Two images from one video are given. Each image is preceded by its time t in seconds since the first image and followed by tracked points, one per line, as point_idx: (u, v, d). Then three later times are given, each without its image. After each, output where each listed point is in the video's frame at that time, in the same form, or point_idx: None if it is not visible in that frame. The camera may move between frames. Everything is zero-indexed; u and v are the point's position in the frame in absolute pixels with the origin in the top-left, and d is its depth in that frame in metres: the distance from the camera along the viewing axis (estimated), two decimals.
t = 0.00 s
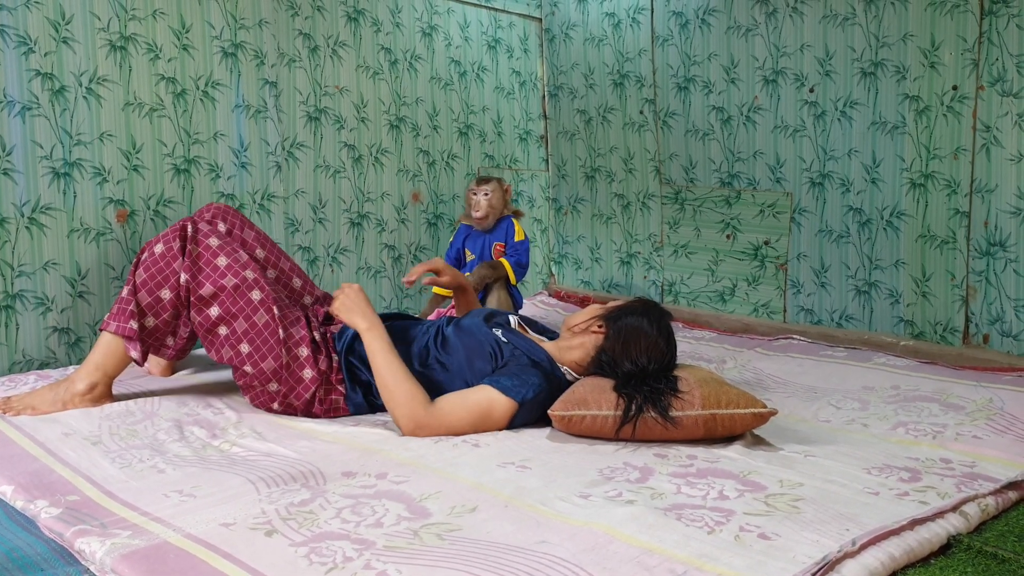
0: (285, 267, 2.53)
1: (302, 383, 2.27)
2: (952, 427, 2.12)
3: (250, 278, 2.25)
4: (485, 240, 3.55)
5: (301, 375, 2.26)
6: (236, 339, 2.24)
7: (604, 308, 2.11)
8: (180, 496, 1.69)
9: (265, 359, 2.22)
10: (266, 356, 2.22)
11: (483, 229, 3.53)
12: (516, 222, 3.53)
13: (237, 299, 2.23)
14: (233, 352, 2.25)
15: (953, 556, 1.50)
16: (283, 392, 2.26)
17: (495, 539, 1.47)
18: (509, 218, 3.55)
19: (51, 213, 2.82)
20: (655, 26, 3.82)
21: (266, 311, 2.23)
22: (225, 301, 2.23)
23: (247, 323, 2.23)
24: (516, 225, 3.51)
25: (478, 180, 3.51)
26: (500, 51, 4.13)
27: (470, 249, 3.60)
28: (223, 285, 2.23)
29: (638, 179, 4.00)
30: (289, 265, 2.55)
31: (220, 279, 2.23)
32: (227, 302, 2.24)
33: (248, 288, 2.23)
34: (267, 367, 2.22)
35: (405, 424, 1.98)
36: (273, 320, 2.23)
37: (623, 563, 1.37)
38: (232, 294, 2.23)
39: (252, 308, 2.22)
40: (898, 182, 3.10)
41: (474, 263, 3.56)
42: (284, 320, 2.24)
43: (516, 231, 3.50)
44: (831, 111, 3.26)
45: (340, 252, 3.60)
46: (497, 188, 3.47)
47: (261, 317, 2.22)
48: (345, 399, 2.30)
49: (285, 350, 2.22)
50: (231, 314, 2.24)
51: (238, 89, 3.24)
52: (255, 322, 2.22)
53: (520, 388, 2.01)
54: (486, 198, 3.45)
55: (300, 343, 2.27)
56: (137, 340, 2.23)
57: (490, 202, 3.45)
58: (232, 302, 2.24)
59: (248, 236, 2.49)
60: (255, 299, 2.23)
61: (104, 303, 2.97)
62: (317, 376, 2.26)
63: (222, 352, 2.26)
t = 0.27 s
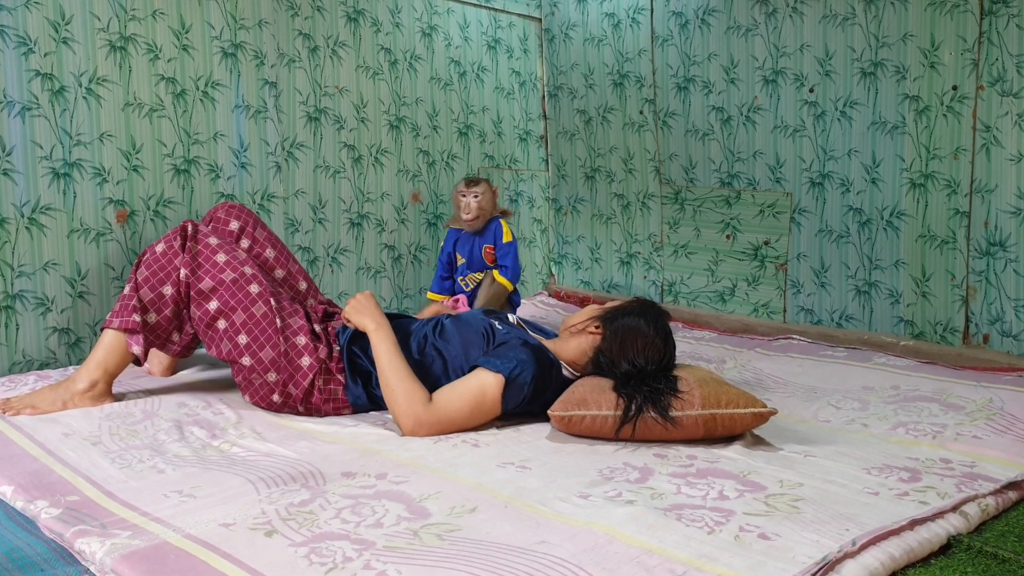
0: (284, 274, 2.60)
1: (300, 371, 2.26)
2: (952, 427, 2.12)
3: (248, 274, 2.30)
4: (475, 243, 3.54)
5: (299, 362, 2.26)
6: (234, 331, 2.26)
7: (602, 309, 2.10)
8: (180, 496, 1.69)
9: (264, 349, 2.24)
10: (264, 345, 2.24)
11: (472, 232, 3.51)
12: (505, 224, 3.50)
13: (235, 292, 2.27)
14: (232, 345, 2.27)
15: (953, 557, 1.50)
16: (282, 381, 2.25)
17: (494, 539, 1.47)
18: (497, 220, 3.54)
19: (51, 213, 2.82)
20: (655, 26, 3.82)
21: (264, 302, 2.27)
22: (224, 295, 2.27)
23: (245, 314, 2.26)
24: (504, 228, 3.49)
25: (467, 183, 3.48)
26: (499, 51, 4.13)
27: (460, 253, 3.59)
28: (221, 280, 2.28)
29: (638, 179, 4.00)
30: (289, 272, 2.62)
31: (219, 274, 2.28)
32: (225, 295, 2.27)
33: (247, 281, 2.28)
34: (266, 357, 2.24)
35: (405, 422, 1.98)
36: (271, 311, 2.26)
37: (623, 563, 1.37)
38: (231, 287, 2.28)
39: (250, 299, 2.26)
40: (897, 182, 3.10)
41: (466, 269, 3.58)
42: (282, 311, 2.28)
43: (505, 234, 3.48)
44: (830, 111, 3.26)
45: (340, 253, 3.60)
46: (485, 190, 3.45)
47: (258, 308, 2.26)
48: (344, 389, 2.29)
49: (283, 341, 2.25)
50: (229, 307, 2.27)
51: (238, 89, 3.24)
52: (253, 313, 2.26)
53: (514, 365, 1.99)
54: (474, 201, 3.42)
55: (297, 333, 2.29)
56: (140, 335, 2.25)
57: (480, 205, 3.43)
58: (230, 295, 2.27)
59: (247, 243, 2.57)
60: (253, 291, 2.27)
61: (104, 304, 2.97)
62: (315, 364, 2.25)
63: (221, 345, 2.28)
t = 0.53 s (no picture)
0: (286, 275, 2.60)
1: (299, 368, 2.26)
2: (952, 428, 2.12)
3: (247, 273, 2.31)
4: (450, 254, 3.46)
5: (298, 359, 2.26)
6: (233, 329, 2.26)
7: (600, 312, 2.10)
8: (179, 497, 1.69)
9: (263, 347, 2.24)
10: (262, 343, 2.24)
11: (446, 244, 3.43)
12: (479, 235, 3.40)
13: (234, 291, 2.28)
14: (231, 343, 2.26)
15: (952, 557, 1.50)
16: (281, 379, 2.25)
17: (494, 540, 1.47)
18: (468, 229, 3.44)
19: (51, 214, 2.82)
20: (655, 26, 3.82)
21: (262, 301, 2.27)
22: (222, 294, 2.28)
23: (244, 313, 2.26)
24: (479, 239, 3.39)
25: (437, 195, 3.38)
26: (499, 51, 4.13)
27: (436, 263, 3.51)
28: (221, 280, 2.29)
29: (638, 180, 4.01)
30: (291, 272, 2.62)
31: (218, 273, 2.29)
32: (224, 295, 2.28)
33: (245, 281, 2.29)
34: (265, 354, 2.24)
35: (404, 423, 1.98)
36: (269, 309, 2.27)
37: (623, 564, 1.37)
38: (230, 287, 2.28)
39: (248, 298, 2.27)
40: (897, 183, 3.10)
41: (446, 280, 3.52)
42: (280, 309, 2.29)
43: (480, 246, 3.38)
44: (830, 112, 3.26)
45: (340, 253, 3.60)
46: (452, 204, 3.35)
47: (257, 307, 2.26)
48: (343, 388, 2.29)
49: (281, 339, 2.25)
50: (228, 306, 2.27)
51: (238, 89, 3.24)
52: (252, 312, 2.26)
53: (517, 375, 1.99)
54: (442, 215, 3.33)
55: (296, 332, 2.29)
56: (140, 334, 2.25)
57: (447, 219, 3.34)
58: (230, 294, 2.28)
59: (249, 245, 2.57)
60: (251, 290, 2.28)
61: (104, 304, 2.98)
62: (313, 361, 2.26)
63: (221, 345, 2.28)
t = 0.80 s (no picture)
0: (285, 275, 2.61)
1: (299, 369, 2.27)
2: (952, 427, 2.12)
3: (247, 274, 2.32)
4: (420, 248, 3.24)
5: (298, 361, 2.27)
6: (233, 330, 2.27)
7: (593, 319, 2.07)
8: (180, 496, 1.70)
9: (263, 348, 2.25)
10: (263, 344, 2.25)
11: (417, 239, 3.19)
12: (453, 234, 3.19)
13: (235, 291, 2.28)
14: (231, 344, 2.27)
15: (952, 557, 1.50)
16: (281, 380, 2.25)
17: (494, 539, 1.47)
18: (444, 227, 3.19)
19: (51, 213, 2.82)
20: (655, 26, 3.82)
21: (263, 301, 2.29)
22: (223, 295, 2.28)
23: (245, 314, 2.27)
24: (453, 239, 3.18)
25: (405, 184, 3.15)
26: (499, 51, 4.13)
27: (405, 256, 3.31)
28: (221, 280, 2.29)
29: (638, 180, 4.01)
30: (291, 272, 2.63)
31: (218, 273, 2.30)
32: (225, 295, 2.29)
33: (246, 281, 2.30)
34: (265, 355, 2.25)
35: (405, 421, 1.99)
36: (270, 310, 2.28)
37: (623, 563, 1.37)
38: (230, 287, 2.29)
39: (249, 298, 2.28)
40: (897, 183, 3.10)
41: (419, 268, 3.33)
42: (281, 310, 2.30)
43: (455, 248, 3.18)
44: (830, 111, 3.27)
45: (340, 253, 3.60)
46: (422, 195, 3.10)
47: (258, 307, 2.28)
48: (343, 389, 2.29)
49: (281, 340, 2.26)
50: (228, 306, 2.28)
51: (238, 89, 3.24)
52: (253, 312, 2.27)
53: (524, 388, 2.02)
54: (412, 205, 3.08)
55: (297, 333, 2.30)
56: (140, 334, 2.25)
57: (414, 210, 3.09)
58: (230, 294, 2.28)
59: (247, 243, 2.57)
60: (252, 291, 2.29)
61: (104, 304, 2.98)
62: (314, 362, 2.27)
63: (221, 345, 2.28)
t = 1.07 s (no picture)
0: (285, 275, 2.61)
1: (299, 372, 2.26)
2: (952, 427, 2.12)
3: (247, 274, 2.32)
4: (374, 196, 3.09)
5: (298, 363, 2.27)
6: (232, 333, 2.27)
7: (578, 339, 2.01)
8: (179, 496, 1.69)
9: (262, 351, 2.25)
10: (262, 346, 2.24)
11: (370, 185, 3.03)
12: (406, 183, 3.02)
13: (234, 293, 2.28)
14: (230, 346, 2.27)
15: (952, 557, 1.50)
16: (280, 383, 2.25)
17: (494, 539, 1.47)
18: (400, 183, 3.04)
19: (51, 213, 2.82)
20: (655, 26, 3.82)
21: (262, 303, 2.28)
22: (222, 296, 2.28)
23: (244, 316, 2.27)
24: (406, 188, 3.01)
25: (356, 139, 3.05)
26: (499, 51, 4.13)
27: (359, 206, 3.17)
28: (221, 281, 2.29)
29: (637, 180, 4.01)
30: (289, 273, 2.63)
31: (218, 274, 2.30)
32: (224, 296, 2.28)
33: (245, 283, 2.30)
34: (264, 358, 2.24)
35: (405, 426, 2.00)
36: (269, 312, 2.28)
37: (623, 563, 1.37)
38: (229, 288, 2.29)
39: (248, 300, 2.28)
40: (897, 183, 3.10)
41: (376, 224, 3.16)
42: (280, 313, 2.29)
43: (406, 197, 3.00)
44: (830, 111, 3.27)
45: (340, 253, 3.60)
46: (377, 140, 2.98)
47: (257, 310, 2.27)
48: (343, 391, 2.29)
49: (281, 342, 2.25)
50: (228, 308, 2.27)
51: (238, 89, 3.24)
52: (252, 315, 2.27)
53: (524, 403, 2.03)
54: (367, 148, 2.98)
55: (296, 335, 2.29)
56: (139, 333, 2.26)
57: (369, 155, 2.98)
58: (229, 296, 2.28)
59: (248, 243, 2.58)
60: (251, 292, 2.29)
61: (104, 304, 2.98)
62: (313, 366, 2.26)
63: (220, 347, 2.28)
